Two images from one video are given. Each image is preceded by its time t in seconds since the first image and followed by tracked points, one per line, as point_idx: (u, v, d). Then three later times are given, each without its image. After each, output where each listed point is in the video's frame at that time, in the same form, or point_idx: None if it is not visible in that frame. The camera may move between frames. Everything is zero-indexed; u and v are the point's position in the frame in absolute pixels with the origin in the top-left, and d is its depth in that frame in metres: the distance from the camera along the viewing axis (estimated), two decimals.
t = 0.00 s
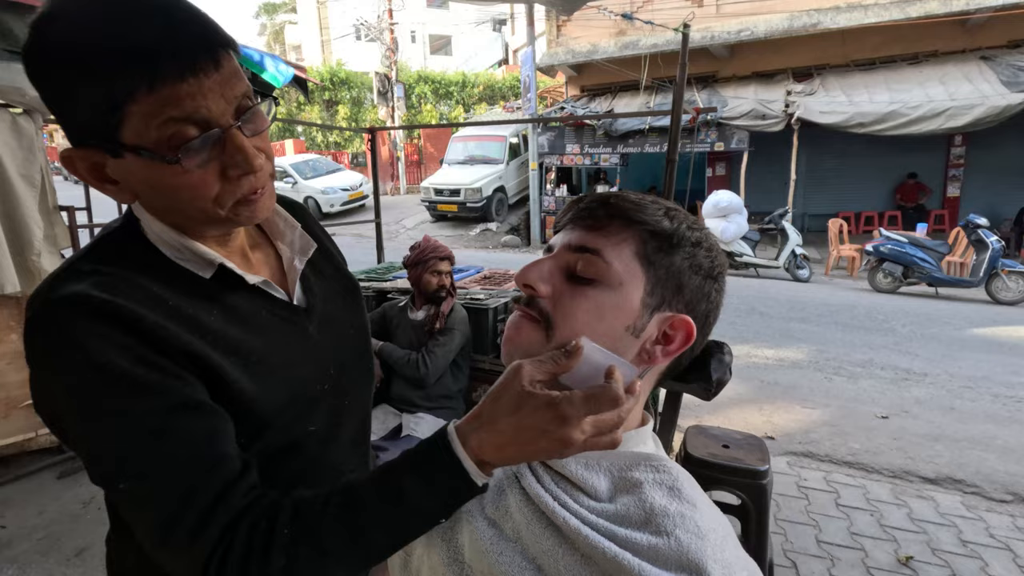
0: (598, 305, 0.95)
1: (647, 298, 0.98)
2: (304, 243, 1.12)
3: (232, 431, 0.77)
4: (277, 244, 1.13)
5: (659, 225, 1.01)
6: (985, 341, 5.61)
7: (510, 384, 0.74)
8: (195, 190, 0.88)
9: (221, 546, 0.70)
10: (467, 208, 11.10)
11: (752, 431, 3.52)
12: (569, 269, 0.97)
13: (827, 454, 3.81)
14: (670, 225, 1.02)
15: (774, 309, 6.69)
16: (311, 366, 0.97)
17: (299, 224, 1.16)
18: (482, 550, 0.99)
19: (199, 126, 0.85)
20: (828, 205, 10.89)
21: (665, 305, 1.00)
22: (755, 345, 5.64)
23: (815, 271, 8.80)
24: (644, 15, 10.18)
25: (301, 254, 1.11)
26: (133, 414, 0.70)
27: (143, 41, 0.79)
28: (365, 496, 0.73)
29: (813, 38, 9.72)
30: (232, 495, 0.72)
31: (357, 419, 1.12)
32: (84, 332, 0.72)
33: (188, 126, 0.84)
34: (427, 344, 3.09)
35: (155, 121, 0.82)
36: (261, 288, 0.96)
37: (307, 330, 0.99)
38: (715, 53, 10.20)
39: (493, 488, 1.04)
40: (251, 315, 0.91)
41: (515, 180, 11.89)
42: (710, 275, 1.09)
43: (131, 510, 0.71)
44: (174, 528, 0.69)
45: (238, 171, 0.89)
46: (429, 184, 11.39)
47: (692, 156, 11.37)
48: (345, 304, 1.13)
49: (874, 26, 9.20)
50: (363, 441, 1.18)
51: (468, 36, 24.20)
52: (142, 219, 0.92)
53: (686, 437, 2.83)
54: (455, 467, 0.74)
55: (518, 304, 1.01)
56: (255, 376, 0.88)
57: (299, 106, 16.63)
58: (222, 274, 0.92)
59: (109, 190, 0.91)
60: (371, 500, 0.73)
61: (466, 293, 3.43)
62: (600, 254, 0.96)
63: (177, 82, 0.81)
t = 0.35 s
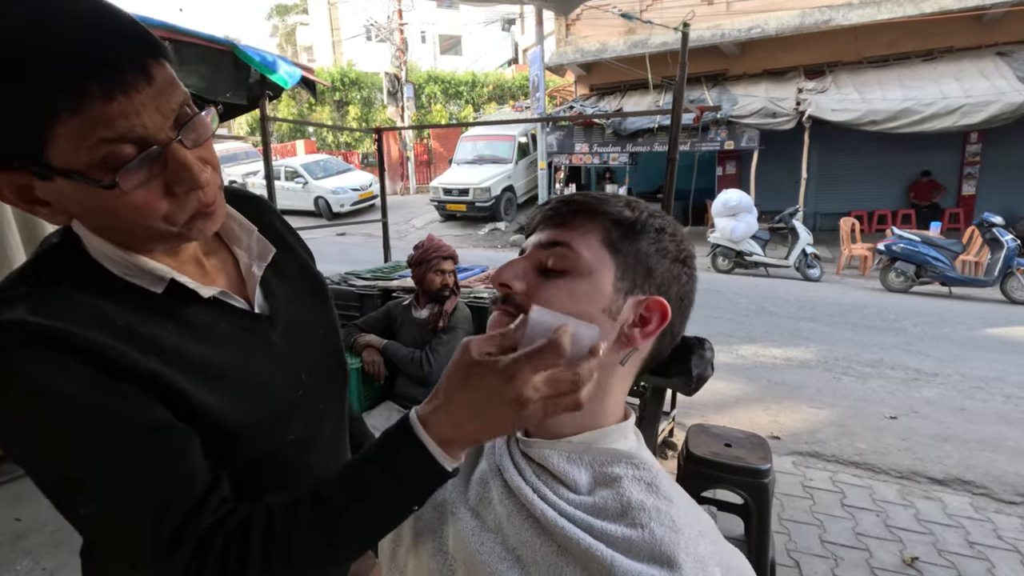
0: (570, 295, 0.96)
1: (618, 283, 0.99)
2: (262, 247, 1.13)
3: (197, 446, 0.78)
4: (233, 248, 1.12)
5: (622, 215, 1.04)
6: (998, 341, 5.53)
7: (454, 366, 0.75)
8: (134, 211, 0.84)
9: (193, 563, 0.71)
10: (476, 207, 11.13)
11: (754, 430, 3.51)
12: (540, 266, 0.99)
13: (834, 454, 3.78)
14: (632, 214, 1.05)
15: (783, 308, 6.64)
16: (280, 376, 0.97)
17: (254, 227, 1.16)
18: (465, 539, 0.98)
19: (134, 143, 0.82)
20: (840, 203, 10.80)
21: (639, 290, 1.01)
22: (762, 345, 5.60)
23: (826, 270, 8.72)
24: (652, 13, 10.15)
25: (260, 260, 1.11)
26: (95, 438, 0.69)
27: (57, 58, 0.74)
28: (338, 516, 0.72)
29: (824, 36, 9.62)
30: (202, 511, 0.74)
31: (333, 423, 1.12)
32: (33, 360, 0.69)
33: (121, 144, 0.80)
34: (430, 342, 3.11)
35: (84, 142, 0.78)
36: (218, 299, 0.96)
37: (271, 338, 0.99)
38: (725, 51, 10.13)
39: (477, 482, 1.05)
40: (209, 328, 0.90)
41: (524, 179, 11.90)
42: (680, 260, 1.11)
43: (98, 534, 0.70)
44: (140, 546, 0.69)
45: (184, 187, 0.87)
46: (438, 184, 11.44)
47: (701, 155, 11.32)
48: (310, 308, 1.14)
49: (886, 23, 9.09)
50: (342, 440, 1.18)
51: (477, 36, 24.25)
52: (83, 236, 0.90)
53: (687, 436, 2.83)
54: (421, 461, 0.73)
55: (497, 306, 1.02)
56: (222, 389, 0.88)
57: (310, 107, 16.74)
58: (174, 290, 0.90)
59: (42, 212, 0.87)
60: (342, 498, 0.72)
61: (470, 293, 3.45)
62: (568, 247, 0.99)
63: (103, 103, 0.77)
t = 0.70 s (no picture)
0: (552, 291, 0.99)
1: (599, 279, 1.01)
2: (256, 250, 1.15)
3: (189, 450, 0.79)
4: (229, 253, 1.14)
5: (601, 213, 1.06)
6: (1009, 342, 5.47)
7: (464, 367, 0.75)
8: (135, 217, 0.85)
9: (182, 562, 0.72)
10: (483, 208, 11.15)
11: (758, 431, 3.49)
12: (523, 267, 1.01)
13: (839, 455, 3.76)
14: (610, 212, 1.07)
15: (791, 309, 6.60)
16: (274, 376, 1.00)
17: (249, 231, 1.18)
18: (456, 532, 0.99)
19: (138, 153, 0.83)
20: (849, 203, 10.72)
21: (619, 284, 1.03)
22: (769, 346, 5.57)
23: (835, 271, 8.66)
24: (659, 14, 10.10)
25: (254, 263, 1.13)
26: (84, 439, 0.70)
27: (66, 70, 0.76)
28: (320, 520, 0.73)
29: (833, 35, 9.55)
30: (193, 509, 0.75)
31: (330, 421, 1.16)
32: (29, 362, 0.71)
33: (125, 153, 0.81)
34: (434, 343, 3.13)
35: (92, 154, 0.80)
36: (214, 302, 0.98)
37: (264, 337, 1.01)
38: (733, 50, 10.10)
39: (469, 477, 1.06)
40: (204, 330, 0.93)
41: (531, 179, 11.91)
42: (662, 256, 1.12)
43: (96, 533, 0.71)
44: (137, 542, 0.70)
45: (183, 195, 0.88)
46: (446, 184, 11.48)
47: (708, 155, 11.29)
48: (305, 310, 1.17)
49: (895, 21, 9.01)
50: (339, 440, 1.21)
51: (485, 36, 24.31)
52: (80, 239, 0.91)
53: (689, 436, 2.82)
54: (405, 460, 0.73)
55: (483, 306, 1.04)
56: (219, 390, 0.90)
57: (319, 109, 16.84)
58: (170, 295, 0.93)
59: (42, 215, 0.88)
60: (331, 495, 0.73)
61: (473, 293, 3.45)
62: (549, 246, 1.01)
63: (111, 114, 0.79)
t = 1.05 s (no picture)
0: (562, 292, 0.97)
1: (604, 279, 1.00)
2: (261, 246, 1.15)
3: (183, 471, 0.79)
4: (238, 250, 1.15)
5: (608, 214, 1.04)
6: (1020, 343, 5.41)
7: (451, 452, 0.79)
8: (167, 181, 0.89)
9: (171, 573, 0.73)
10: (489, 209, 11.16)
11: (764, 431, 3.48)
12: (530, 264, 1.00)
13: (846, 455, 3.73)
14: (618, 213, 1.06)
15: (799, 309, 6.56)
16: (280, 370, 1.00)
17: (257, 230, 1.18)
18: (459, 527, 0.99)
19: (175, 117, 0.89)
20: (858, 203, 10.65)
21: (624, 285, 1.02)
22: (776, 346, 5.54)
23: (844, 271, 8.60)
24: (666, 13, 10.07)
25: (262, 261, 1.13)
26: (92, 459, 0.71)
27: (113, 43, 0.81)
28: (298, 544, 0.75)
29: (841, 34, 9.49)
30: (178, 533, 0.75)
31: (336, 414, 1.15)
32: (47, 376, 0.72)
33: (167, 116, 0.88)
34: (440, 343, 3.13)
35: (138, 112, 0.85)
36: (224, 298, 0.99)
37: (272, 333, 1.01)
38: (740, 49, 10.05)
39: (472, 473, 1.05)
40: (211, 329, 0.93)
41: (537, 180, 11.89)
42: (666, 258, 1.12)
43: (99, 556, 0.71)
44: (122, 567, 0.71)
45: (217, 159, 0.94)
46: (453, 184, 11.50)
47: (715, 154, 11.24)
48: (311, 304, 1.16)
49: (905, 19, 8.93)
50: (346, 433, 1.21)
51: (492, 37, 24.33)
52: (101, 234, 0.93)
53: (694, 435, 2.81)
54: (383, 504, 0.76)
55: (488, 303, 1.03)
56: (224, 388, 0.90)
57: (326, 110, 16.92)
58: (186, 286, 0.94)
59: (77, 191, 0.90)
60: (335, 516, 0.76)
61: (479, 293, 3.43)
62: (555, 245, 1.00)
63: (161, 72, 0.86)
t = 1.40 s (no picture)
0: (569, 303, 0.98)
1: (609, 290, 1.00)
2: (267, 249, 1.17)
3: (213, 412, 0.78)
4: (244, 252, 1.17)
5: (621, 225, 1.04)
6: None
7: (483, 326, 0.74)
8: (175, 186, 0.92)
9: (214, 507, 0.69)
10: (494, 209, 11.17)
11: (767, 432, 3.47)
12: (537, 268, 1.00)
13: (851, 457, 3.72)
14: (630, 224, 1.05)
15: (804, 310, 6.53)
16: (282, 366, 1.02)
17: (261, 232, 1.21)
18: (456, 528, 0.96)
19: (191, 128, 0.92)
20: (864, 203, 10.60)
21: (629, 298, 1.02)
22: (781, 347, 5.52)
23: (850, 271, 8.55)
24: (670, 13, 10.05)
25: (265, 261, 1.16)
26: (124, 395, 0.72)
27: (133, 54, 0.83)
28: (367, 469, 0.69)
29: (847, 33, 9.45)
30: (225, 454, 0.73)
31: (336, 415, 1.17)
32: (74, 331, 0.75)
33: (181, 127, 0.90)
34: (444, 344, 3.14)
35: (153, 121, 0.87)
36: (229, 293, 1.01)
37: (276, 331, 1.04)
38: (745, 49, 10.02)
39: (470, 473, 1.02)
40: (221, 320, 0.96)
41: (542, 180, 11.89)
42: (674, 274, 1.11)
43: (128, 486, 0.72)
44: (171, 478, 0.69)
45: (224, 170, 0.95)
46: (457, 185, 11.52)
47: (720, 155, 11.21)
48: (315, 305, 1.19)
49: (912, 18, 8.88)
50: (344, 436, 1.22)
51: (496, 38, 24.35)
52: (114, 229, 0.96)
53: (697, 436, 2.80)
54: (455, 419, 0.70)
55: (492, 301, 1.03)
56: (230, 373, 0.92)
57: (332, 111, 16.98)
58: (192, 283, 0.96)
59: (93, 186, 0.93)
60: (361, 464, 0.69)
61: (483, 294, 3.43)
62: (564, 253, 0.99)
63: (181, 86, 0.88)
